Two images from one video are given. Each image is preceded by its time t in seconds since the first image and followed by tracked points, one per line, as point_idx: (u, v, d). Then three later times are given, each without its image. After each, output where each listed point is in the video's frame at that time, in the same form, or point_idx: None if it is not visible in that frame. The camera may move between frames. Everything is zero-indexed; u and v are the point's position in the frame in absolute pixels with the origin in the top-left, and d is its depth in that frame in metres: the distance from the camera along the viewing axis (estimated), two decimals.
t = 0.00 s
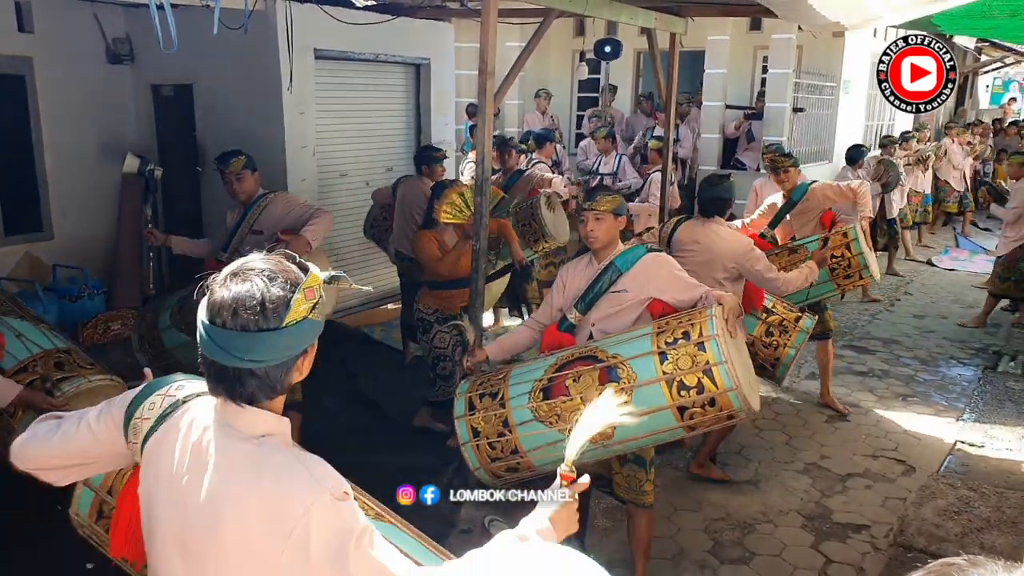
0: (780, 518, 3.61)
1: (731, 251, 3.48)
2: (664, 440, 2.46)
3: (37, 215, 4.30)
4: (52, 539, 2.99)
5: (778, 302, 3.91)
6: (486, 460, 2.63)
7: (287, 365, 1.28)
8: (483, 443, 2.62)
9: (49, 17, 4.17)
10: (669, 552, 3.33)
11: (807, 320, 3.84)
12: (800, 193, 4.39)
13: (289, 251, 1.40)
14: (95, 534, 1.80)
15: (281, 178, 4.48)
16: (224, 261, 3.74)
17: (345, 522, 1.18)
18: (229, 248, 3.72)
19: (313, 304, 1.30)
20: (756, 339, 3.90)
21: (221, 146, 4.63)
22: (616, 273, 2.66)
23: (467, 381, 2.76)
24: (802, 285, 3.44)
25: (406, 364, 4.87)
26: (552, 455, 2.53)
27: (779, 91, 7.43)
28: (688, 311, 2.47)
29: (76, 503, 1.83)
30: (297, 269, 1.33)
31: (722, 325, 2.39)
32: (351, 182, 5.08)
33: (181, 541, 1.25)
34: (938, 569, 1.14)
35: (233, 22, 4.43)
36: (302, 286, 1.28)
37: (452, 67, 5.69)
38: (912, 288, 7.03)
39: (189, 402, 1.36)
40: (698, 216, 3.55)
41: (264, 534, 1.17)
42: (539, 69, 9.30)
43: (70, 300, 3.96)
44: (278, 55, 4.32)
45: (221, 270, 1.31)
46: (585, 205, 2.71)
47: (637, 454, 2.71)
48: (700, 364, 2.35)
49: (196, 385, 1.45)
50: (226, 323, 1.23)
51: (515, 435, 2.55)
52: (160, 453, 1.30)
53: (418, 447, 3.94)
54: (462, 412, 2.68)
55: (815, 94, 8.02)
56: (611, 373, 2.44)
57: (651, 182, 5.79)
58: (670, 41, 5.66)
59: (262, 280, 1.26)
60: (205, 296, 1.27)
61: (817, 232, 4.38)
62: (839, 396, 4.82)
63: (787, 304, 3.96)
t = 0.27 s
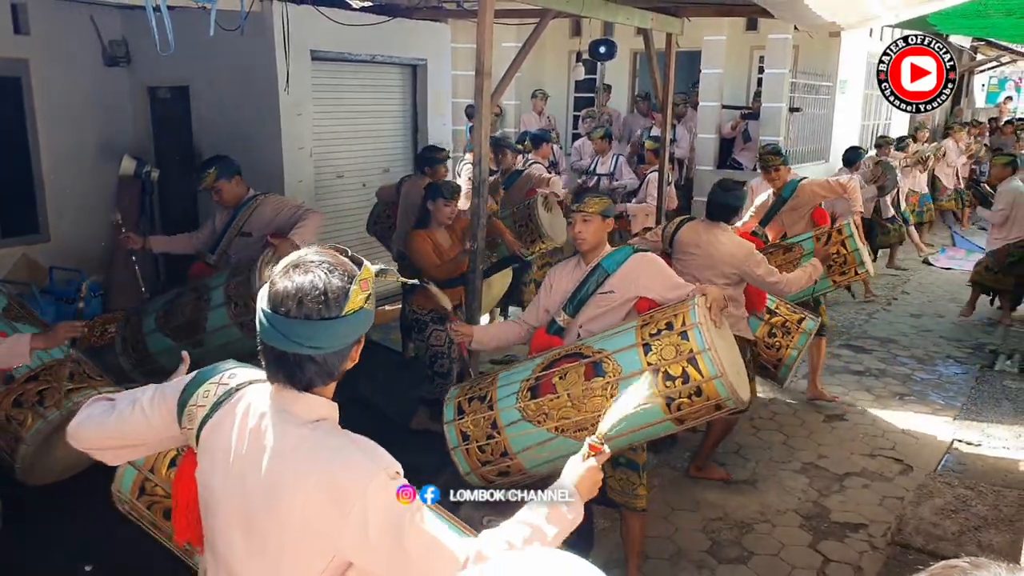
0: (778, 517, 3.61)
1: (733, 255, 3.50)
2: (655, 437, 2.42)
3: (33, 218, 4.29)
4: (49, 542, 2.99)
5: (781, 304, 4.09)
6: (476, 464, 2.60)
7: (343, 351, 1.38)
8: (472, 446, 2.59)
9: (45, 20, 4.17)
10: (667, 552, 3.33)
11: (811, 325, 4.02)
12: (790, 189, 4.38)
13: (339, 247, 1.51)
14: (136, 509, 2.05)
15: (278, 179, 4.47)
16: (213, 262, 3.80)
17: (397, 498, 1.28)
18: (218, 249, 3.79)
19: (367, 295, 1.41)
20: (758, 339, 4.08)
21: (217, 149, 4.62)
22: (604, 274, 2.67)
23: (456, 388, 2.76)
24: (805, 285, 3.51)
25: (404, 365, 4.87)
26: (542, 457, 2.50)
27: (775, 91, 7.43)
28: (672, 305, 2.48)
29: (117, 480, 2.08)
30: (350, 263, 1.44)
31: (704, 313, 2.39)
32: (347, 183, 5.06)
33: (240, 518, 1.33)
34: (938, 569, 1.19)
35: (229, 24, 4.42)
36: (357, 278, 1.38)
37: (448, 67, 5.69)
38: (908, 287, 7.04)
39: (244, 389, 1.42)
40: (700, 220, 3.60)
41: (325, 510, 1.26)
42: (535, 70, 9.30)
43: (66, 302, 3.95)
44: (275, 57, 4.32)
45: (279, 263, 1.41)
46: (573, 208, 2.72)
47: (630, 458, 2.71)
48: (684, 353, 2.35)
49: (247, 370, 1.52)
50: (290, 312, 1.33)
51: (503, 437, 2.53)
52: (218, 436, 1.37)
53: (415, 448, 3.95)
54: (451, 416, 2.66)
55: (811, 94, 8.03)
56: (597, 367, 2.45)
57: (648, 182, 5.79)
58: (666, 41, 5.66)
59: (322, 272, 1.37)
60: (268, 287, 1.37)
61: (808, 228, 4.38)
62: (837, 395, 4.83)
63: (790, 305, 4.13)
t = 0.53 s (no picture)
0: (776, 518, 3.61)
1: (731, 246, 3.64)
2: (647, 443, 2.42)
3: (31, 219, 4.30)
4: (46, 543, 2.99)
5: (780, 295, 4.13)
6: (466, 467, 2.59)
7: (344, 327, 1.46)
8: (462, 449, 2.59)
9: (43, 21, 4.17)
10: (664, 553, 3.33)
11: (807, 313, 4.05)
12: (800, 193, 4.35)
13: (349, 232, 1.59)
14: (163, 483, 2.22)
15: (276, 180, 4.47)
16: (199, 267, 3.74)
17: (403, 464, 1.37)
18: (204, 253, 3.73)
19: (368, 275, 1.49)
20: (758, 331, 4.16)
21: (216, 149, 4.63)
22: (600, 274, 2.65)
23: (446, 389, 2.74)
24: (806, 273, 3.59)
25: (402, 366, 4.87)
26: (532, 462, 2.48)
27: (774, 92, 7.43)
28: (668, 309, 2.46)
29: (145, 456, 2.24)
30: (356, 246, 1.52)
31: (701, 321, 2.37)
32: (345, 184, 5.06)
33: (258, 485, 1.42)
34: (935, 572, 1.21)
35: (228, 26, 4.43)
36: (359, 259, 1.47)
37: (446, 69, 5.69)
38: (907, 287, 7.04)
39: (261, 363, 1.53)
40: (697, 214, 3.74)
41: (335, 476, 1.35)
42: (533, 71, 9.31)
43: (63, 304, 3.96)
44: (273, 58, 4.32)
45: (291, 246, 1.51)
46: (566, 206, 2.69)
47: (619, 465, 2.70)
48: (680, 360, 2.34)
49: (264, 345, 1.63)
50: (295, 288, 1.43)
51: (493, 441, 2.51)
52: (239, 406, 1.48)
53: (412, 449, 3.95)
54: (442, 418, 2.66)
55: (810, 94, 8.03)
56: (590, 372, 2.43)
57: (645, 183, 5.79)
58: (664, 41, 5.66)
59: (325, 252, 1.46)
60: (278, 267, 1.47)
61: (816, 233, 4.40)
62: (834, 395, 4.83)
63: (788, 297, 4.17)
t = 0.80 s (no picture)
0: (775, 518, 3.61)
1: (731, 246, 3.66)
2: (638, 445, 2.42)
3: (30, 219, 4.30)
4: (45, 543, 2.99)
5: (779, 295, 4.14)
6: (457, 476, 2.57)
7: (345, 318, 1.47)
8: (453, 459, 2.57)
9: (41, 21, 4.17)
10: (664, 553, 3.33)
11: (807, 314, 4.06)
12: (789, 194, 4.35)
13: (376, 229, 1.61)
14: (191, 469, 2.27)
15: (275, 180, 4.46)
16: (187, 270, 3.71)
17: (414, 448, 1.40)
18: (191, 257, 3.70)
19: (376, 271, 1.49)
20: (756, 331, 4.15)
21: (215, 149, 4.62)
22: (591, 278, 2.65)
23: (438, 399, 2.75)
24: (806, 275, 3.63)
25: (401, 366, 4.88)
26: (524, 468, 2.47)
27: (774, 93, 7.44)
28: (655, 311, 2.47)
29: (174, 443, 2.31)
30: (373, 240, 1.53)
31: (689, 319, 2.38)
32: (345, 184, 5.05)
33: (277, 470, 1.47)
34: (935, 573, 1.21)
35: (227, 25, 4.42)
36: (366, 253, 1.48)
37: (445, 69, 5.69)
38: (907, 288, 7.05)
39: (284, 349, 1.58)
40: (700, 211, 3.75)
41: (349, 460, 1.39)
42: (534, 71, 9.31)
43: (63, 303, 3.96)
44: (273, 58, 4.31)
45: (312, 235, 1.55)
46: (557, 209, 2.67)
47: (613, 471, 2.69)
48: (669, 361, 2.34)
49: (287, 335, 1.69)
50: (301, 275, 1.47)
51: (484, 448, 2.50)
52: (258, 394, 1.52)
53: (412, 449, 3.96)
54: (431, 426, 2.66)
55: (809, 95, 8.03)
56: (579, 375, 2.43)
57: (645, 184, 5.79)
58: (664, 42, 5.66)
59: (335, 244, 1.48)
60: (293, 254, 1.52)
61: (806, 233, 4.41)
62: (834, 396, 4.83)
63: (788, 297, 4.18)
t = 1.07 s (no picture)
0: (772, 518, 3.63)
1: (729, 245, 3.68)
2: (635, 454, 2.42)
3: (26, 219, 4.29)
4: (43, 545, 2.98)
5: (775, 296, 4.16)
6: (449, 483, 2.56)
7: (356, 313, 1.55)
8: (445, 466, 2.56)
9: (37, 21, 4.16)
10: (662, 553, 3.34)
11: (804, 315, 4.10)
12: (783, 197, 4.35)
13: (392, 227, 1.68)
14: (211, 458, 2.40)
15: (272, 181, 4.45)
16: (171, 272, 3.58)
17: (428, 433, 1.48)
18: (175, 258, 3.57)
19: (386, 268, 1.56)
20: (754, 329, 4.15)
21: (212, 150, 4.61)
22: (585, 280, 2.64)
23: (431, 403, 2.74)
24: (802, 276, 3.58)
25: (399, 366, 4.88)
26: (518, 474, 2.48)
27: (770, 93, 7.46)
28: (652, 317, 2.46)
29: (193, 433, 2.41)
30: (385, 238, 1.60)
31: (686, 328, 2.38)
32: (342, 185, 5.04)
33: (296, 455, 1.55)
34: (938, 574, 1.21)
35: (224, 26, 4.41)
36: (377, 252, 1.55)
37: (443, 70, 5.69)
38: (902, 288, 7.07)
39: (302, 341, 1.65)
40: (701, 211, 3.76)
41: (366, 445, 1.47)
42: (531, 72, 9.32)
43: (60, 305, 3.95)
44: (270, 59, 4.31)
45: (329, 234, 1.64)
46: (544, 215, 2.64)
47: (606, 478, 2.70)
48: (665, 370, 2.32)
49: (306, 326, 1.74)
50: (317, 272, 1.56)
51: (477, 455, 2.50)
52: (278, 382, 1.60)
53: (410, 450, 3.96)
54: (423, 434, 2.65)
55: (805, 96, 8.05)
56: (574, 383, 2.42)
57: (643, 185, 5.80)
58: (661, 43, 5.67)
59: (347, 243, 1.56)
60: (310, 252, 1.60)
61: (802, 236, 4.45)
62: (830, 396, 4.85)
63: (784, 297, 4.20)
